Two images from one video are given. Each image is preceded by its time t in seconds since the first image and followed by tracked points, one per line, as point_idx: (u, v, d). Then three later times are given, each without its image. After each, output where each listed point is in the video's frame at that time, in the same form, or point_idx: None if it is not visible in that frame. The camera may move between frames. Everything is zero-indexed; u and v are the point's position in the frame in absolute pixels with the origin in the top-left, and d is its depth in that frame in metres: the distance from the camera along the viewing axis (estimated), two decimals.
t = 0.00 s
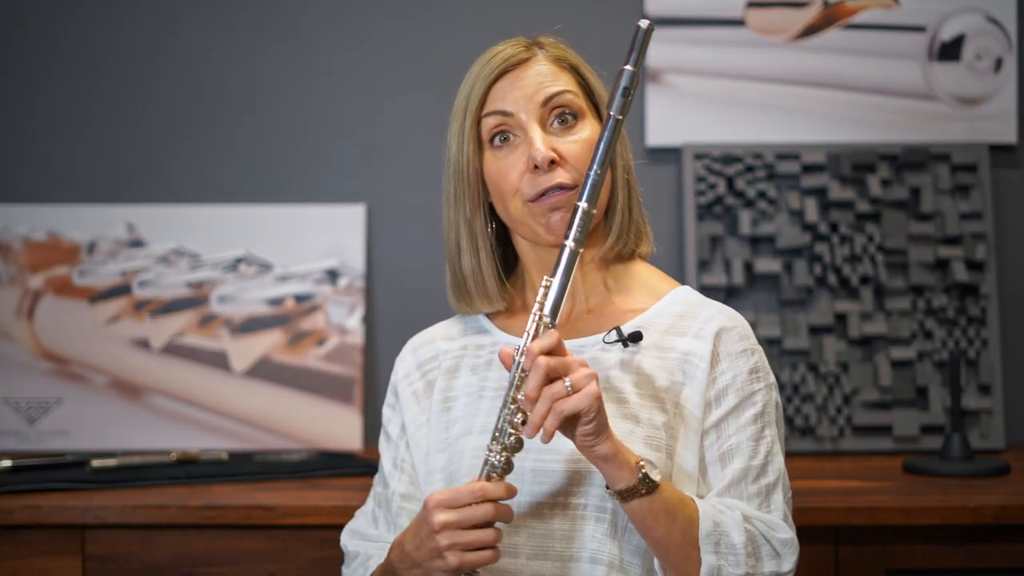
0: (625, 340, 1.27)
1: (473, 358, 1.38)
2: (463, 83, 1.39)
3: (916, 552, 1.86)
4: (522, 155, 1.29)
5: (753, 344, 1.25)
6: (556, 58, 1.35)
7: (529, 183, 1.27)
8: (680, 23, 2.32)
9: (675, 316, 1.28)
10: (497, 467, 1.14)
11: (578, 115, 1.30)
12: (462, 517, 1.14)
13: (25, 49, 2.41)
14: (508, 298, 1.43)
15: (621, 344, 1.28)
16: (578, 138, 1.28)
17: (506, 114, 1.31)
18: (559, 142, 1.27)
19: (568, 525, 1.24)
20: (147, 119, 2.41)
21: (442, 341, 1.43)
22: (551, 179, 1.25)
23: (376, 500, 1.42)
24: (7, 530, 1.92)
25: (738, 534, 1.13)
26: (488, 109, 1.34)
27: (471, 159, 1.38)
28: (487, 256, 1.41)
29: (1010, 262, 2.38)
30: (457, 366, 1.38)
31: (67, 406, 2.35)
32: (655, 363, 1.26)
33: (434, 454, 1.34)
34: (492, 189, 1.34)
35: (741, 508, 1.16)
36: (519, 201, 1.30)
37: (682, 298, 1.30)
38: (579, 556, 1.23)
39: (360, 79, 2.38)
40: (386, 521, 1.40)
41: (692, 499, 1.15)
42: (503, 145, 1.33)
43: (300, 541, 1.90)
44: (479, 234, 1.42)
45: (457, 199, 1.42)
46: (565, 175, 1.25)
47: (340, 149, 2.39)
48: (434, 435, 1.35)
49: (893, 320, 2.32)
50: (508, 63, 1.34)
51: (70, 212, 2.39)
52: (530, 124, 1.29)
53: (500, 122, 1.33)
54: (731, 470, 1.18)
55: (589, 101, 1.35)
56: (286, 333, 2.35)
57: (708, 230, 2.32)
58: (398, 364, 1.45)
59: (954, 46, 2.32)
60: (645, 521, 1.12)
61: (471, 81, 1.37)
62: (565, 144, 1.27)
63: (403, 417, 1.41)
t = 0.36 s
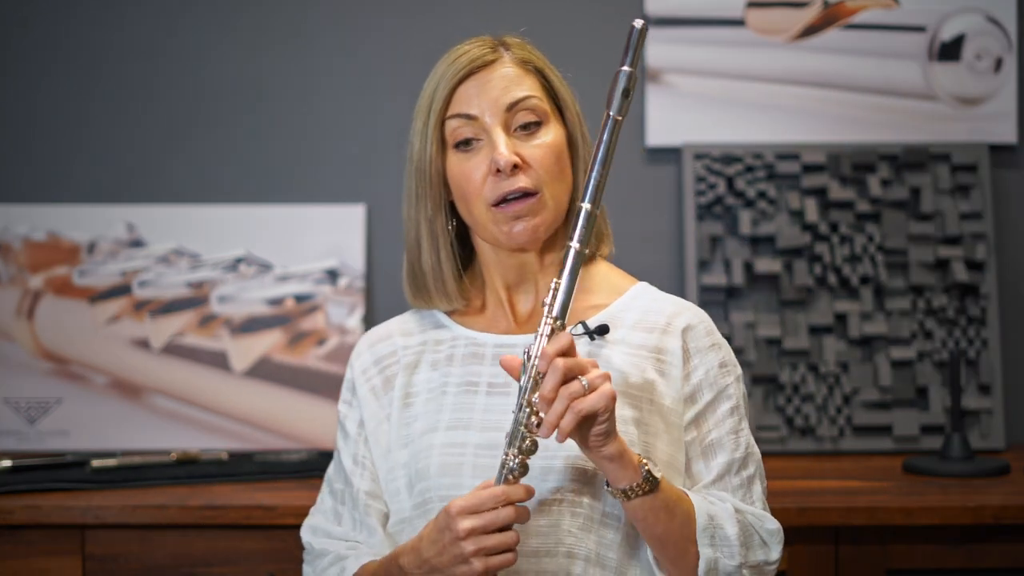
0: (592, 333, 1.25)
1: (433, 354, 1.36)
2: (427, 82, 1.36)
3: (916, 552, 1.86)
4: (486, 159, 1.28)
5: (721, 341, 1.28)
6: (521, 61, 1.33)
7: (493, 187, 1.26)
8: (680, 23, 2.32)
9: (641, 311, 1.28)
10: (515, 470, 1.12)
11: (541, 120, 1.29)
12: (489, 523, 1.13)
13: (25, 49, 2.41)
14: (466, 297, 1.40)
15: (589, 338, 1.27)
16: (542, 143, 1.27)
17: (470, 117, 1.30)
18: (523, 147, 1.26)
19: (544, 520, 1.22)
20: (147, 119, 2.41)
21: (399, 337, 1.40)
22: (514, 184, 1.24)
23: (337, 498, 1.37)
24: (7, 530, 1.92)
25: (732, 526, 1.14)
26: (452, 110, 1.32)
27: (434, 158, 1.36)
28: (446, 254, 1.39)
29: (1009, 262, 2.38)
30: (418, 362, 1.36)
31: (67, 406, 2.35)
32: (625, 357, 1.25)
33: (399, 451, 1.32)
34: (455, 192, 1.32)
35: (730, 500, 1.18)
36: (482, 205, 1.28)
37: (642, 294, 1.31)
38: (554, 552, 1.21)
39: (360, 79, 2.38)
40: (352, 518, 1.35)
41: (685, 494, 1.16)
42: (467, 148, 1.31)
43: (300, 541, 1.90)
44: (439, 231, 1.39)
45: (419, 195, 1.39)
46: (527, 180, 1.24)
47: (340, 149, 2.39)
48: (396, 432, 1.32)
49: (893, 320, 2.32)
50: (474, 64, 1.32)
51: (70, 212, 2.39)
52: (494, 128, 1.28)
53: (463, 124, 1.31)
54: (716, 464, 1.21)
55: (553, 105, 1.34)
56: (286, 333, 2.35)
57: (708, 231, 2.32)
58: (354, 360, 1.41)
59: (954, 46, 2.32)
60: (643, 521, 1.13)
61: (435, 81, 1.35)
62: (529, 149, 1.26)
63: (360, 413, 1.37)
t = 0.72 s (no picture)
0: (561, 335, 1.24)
1: (400, 356, 1.32)
2: (392, 79, 1.33)
3: (915, 552, 1.86)
4: (461, 155, 1.26)
5: (686, 339, 1.28)
6: (489, 58, 1.33)
7: (471, 183, 1.25)
8: (680, 23, 2.32)
9: (609, 311, 1.27)
10: (492, 502, 1.10)
11: (512, 117, 1.30)
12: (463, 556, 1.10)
13: (25, 49, 2.41)
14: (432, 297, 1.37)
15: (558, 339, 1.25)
16: (516, 139, 1.27)
17: (444, 114, 1.28)
18: (499, 143, 1.26)
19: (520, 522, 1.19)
20: (146, 120, 2.41)
21: (363, 339, 1.36)
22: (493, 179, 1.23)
23: (296, 503, 1.34)
24: (7, 530, 1.92)
25: (705, 532, 1.16)
26: (423, 108, 1.30)
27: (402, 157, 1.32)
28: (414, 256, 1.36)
29: (1009, 262, 2.38)
30: (384, 364, 1.33)
31: (67, 406, 2.35)
32: (596, 359, 1.24)
33: (367, 455, 1.29)
34: (428, 190, 1.30)
35: (702, 503, 1.20)
36: (458, 201, 1.27)
37: (608, 293, 1.29)
38: (531, 552, 1.18)
39: (360, 79, 2.38)
40: (313, 523, 1.32)
41: (658, 501, 1.17)
42: (439, 145, 1.30)
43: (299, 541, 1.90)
44: (407, 232, 1.36)
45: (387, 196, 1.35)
46: (502, 175, 1.24)
47: (340, 149, 2.39)
48: (364, 437, 1.30)
49: (893, 320, 2.32)
50: (443, 61, 1.30)
51: (70, 212, 2.39)
52: (469, 124, 1.27)
53: (436, 122, 1.29)
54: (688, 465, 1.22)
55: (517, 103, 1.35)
56: (286, 334, 2.35)
57: (708, 231, 2.32)
58: (317, 363, 1.36)
59: (954, 46, 2.32)
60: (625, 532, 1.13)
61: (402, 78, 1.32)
62: (504, 145, 1.25)
63: (325, 418, 1.34)
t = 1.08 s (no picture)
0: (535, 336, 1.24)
1: (377, 363, 1.33)
2: (397, 93, 1.26)
3: (916, 552, 1.86)
4: (464, 182, 1.23)
5: (661, 332, 1.27)
6: (495, 83, 1.28)
7: (471, 214, 1.23)
8: (680, 23, 2.32)
9: (583, 309, 1.26)
10: (483, 511, 1.10)
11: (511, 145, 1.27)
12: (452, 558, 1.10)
13: (26, 49, 2.41)
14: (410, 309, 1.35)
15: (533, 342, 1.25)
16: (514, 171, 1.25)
17: (450, 140, 1.23)
18: (501, 176, 1.23)
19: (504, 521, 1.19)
20: (146, 120, 2.41)
21: (340, 348, 1.36)
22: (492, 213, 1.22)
23: (279, 513, 1.34)
24: (7, 530, 1.92)
25: (698, 526, 1.17)
26: (431, 131, 1.24)
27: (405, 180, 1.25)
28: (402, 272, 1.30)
29: (1008, 262, 2.38)
30: (362, 372, 1.33)
31: (67, 406, 2.35)
32: (571, 358, 1.23)
33: (347, 462, 1.29)
34: (426, 212, 1.26)
35: (690, 496, 1.21)
36: (456, 229, 1.24)
37: (583, 291, 1.29)
38: (516, 550, 1.18)
39: (359, 78, 2.38)
40: (297, 533, 1.31)
41: (647, 502, 1.17)
42: (440, 169, 1.25)
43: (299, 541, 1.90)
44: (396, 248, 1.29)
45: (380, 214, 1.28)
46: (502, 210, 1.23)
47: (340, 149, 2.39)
48: (343, 444, 1.30)
49: (893, 319, 2.32)
50: (456, 88, 1.24)
51: (70, 212, 2.39)
52: (475, 154, 1.23)
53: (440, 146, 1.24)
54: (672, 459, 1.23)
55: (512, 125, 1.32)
56: (286, 334, 2.35)
57: (709, 230, 2.32)
58: (295, 374, 1.36)
59: (954, 46, 2.32)
60: (619, 535, 1.13)
61: (411, 96, 1.24)
62: (505, 178, 1.23)
63: (304, 427, 1.34)
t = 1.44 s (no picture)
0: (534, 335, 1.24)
1: (375, 363, 1.33)
2: (397, 93, 1.25)
3: (915, 552, 1.86)
4: (461, 183, 1.22)
5: (659, 333, 1.28)
6: (494, 83, 1.28)
7: (468, 215, 1.23)
8: (680, 23, 2.32)
9: (582, 309, 1.27)
10: (482, 503, 1.10)
11: (509, 146, 1.27)
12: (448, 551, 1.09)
13: (26, 49, 2.40)
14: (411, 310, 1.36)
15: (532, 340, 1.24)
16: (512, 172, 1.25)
17: (448, 140, 1.23)
18: (499, 177, 1.23)
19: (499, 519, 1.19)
20: (146, 120, 2.41)
21: (339, 348, 1.36)
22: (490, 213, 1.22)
23: (279, 514, 1.34)
24: (7, 530, 1.92)
25: (692, 527, 1.17)
26: (429, 132, 1.23)
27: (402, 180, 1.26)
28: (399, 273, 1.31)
29: (1008, 262, 2.38)
30: (361, 372, 1.33)
31: (67, 406, 2.35)
32: (570, 358, 1.23)
33: (346, 462, 1.29)
34: (425, 213, 1.26)
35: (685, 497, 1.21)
36: (454, 230, 1.24)
37: (582, 291, 1.29)
38: (512, 549, 1.18)
39: (358, 78, 2.38)
40: (298, 534, 1.32)
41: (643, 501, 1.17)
42: (438, 170, 1.25)
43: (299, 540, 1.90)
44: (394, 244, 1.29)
45: (380, 215, 1.29)
46: (497, 211, 1.23)
47: (341, 149, 2.39)
48: (341, 444, 1.30)
49: (893, 319, 2.32)
50: (455, 88, 1.23)
51: (70, 212, 2.38)
52: (473, 155, 1.23)
53: (438, 146, 1.24)
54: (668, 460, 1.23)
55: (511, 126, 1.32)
56: (286, 334, 2.35)
57: (709, 231, 2.32)
58: (294, 374, 1.36)
59: (954, 46, 2.32)
60: (614, 536, 1.13)
61: (410, 96, 1.24)
62: (503, 179, 1.23)
63: (304, 428, 1.34)
